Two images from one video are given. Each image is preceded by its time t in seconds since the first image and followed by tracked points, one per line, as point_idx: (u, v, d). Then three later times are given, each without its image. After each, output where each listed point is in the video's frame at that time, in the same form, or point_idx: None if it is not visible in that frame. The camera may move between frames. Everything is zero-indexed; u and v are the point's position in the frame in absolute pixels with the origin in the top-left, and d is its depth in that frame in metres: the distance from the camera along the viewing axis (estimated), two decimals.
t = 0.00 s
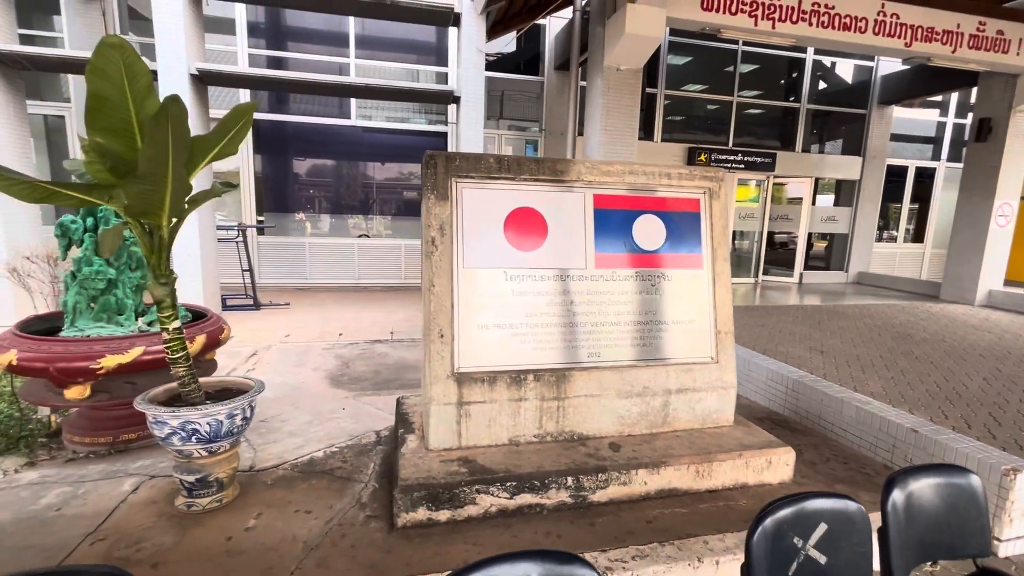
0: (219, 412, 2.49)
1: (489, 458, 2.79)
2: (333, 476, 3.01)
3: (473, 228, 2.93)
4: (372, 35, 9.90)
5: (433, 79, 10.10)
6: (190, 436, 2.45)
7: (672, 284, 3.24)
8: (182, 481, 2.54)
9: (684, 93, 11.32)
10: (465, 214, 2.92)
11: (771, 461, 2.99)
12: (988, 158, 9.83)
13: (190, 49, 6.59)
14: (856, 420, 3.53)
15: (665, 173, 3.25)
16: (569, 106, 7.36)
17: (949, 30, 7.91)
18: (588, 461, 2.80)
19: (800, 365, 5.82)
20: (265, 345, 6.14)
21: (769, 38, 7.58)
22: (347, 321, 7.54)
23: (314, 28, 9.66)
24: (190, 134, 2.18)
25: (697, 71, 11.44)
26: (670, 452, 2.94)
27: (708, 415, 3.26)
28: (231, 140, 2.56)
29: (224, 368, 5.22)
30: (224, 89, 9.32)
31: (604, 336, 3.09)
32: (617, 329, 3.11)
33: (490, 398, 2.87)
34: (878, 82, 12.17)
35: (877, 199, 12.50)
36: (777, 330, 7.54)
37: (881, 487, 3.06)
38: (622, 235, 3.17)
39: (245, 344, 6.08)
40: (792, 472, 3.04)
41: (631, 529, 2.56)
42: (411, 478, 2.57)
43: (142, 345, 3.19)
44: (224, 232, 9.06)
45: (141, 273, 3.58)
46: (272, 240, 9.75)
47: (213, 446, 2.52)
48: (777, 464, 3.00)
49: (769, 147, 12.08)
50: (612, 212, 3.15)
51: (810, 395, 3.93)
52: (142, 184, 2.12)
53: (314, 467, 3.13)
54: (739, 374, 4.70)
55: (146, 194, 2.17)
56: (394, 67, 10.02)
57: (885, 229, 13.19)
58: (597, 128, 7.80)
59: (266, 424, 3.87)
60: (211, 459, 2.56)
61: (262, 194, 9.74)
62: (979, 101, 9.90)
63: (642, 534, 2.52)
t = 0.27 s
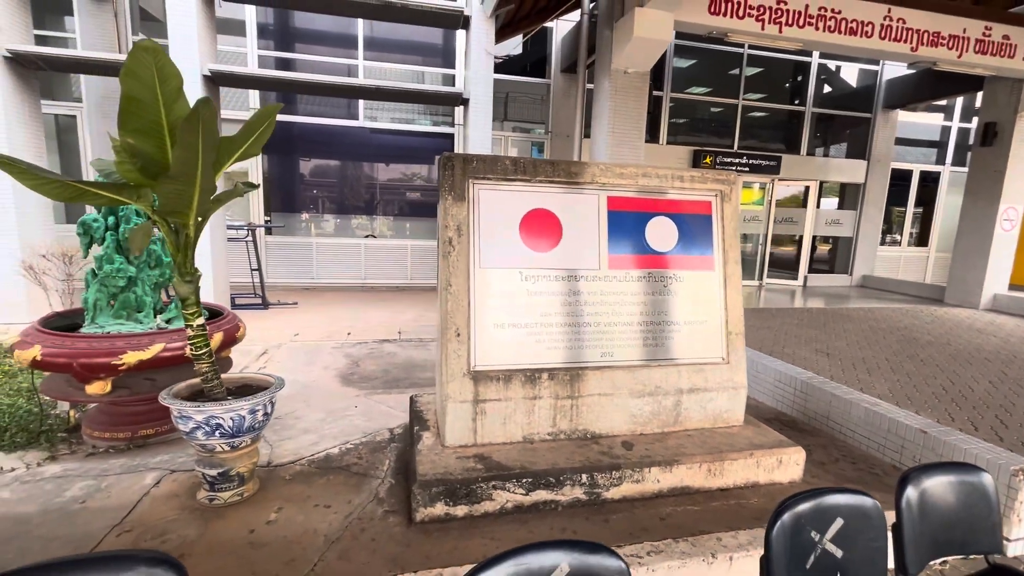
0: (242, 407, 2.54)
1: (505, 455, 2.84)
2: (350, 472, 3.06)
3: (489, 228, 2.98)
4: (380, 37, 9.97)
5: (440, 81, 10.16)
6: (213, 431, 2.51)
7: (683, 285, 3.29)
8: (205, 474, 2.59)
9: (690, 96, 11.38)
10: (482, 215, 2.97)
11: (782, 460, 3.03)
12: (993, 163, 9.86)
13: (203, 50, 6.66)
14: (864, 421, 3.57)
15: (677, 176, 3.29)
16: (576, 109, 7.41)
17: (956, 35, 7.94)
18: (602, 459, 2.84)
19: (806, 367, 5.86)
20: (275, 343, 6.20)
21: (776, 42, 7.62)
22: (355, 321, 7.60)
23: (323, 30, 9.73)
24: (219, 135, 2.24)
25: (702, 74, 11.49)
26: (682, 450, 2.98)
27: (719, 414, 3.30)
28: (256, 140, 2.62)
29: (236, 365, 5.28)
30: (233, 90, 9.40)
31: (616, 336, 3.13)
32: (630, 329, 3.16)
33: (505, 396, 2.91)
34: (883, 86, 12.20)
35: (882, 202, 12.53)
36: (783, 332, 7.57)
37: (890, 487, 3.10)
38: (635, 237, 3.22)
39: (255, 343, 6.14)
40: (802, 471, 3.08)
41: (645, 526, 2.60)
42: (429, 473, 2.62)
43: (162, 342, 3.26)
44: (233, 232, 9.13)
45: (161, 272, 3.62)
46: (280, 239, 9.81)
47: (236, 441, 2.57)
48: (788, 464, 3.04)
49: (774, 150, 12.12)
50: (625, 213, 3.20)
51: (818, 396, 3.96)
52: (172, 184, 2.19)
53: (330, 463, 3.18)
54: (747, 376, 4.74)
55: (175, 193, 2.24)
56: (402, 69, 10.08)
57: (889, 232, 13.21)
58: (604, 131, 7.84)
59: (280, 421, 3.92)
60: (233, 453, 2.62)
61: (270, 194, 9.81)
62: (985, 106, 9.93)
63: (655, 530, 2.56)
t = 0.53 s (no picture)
0: (265, 404, 2.58)
1: (522, 453, 2.87)
2: (367, 469, 3.09)
3: (507, 228, 3.02)
4: (390, 39, 10.03)
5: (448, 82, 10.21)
6: (237, 426, 2.55)
7: (698, 286, 3.31)
8: (228, 469, 2.63)
9: (697, 98, 11.40)
10: (500, 215, 3.01)
11: (797, 460, 3.05)
12: (1003, 166, 9.83)
13: (216, 52, 6.72)
14: (877, 422, 3.58)
15: (692, 178, 3.32)
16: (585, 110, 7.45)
17: (966, 38, 7.92)
18: (618, 457, 2.87)
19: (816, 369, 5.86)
20: (287, 342, 6.25)
21: (785, 45, 7.63)
22: (365, 320, 7.63)
23: (333, 31, 9.80)
24: (247, 137, 2.28)
25: (710, 76, 11.51)
26: (698, 450, 3.00)
27: (733, 415, 3.32)
28: (280, 141, 2.66)
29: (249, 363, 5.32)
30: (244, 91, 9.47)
31: (632, 336, 3.15)
32: (645, 330, 3.18)
33: (522, 394, 2.94)
34: (892, 89, 12.17)
35: (890, 205, 12.51)
36: (792, 335, 7.57)
37: (905, 488, 3.11)
38: (651, 238, 3.24)
39: (267, 341, 6.19)
40: (816, 472, 3.10)
41: (662, 524, 2.63)
42: (448, 470, 2.65)
43: (183, 339, 3.29)
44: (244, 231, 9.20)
45: (180, 270, 3.69)
46: (289, 239, 9.88)
47: (258, 436, 2.61)
48: (802, 464, 3.06)
49: (781, 152, 12.12)
50: (641, 215, 3.23)
51: (830, 398, 3.98)
52: (201, 183, 2.24)
53: (348, 460, 3.21)
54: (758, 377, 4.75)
55: (204, 193, 2.28)
56: (410, 70, 10.14)
57: (897, 235, 13.17)
58: (613, 132, 7.87)
59: (296, 419, 3.96)
60: (255, 449, 2.66)
61: (280, 194, 9.87)
62: (995, 109, 9.90)
63: (672, 528, 2.59)
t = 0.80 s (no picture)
0: (287, 404, 2.62)
1: (539, 456, 2.88)
2: (385, 469, 3.12)
3: (525, 232, 3.04)
4: (402, 43, 10.11)
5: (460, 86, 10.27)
6: (260, 427, 2.59)
7: (714, 291, 3.31)
8: (250, 469, 2.68)
9: (709, 101, 11.38)
10: (518, 219, 3.03)
11: (814, 466, 3.04)
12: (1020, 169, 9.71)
13: (234, 57, 6.82)
14: (895, 428, 3.56)
15: (709, 182, 3.32)
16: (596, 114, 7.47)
17: (983, 40, 7.83)
18: (635, 461, 2.88)
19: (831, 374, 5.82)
20: (301, 343, 6.31)
21: (798, 47, 7.61)
22: (377, 322, 7.69)
23: (346, 35, 9.90)
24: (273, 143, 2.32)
25: (721, 79, 11.48)
26: (714, 454, 3.01)
27: (750, 419, 3.31)
28: (303, 146, 2.71)
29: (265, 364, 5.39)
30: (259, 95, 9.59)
31: (648, 340, 3.16)
32: (661, 334, 3.19)
33: (538, 397, 2.96)
34: (906, 91, 12.07)
35: (904, 208, 12.40)
36: (804, 339, 7.52)
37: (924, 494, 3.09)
38: (668, 242, 3.25)
39: (282, 342, 6.26)
40: (833, 478, 3.09)
41: (679, 528, 2.63)
42: (467, 472, 2.68)
43: (204, 340, 3.35)
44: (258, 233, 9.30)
45: (201, 272, 3.76)
46: (302, 241, 9.98)
47: (280, 437, 2.66)
48: (819, 470, 3.05)
49: (793, 155, 12.06)
50: (658, 219, 3.24)
51: (846, 403, 3.96)
52: (229, 187, 2.29)
53: (366, 461, 3.25)
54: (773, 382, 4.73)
55: (231, 197, 2.33)
56: (422, 74, 10.21)
57: (911, 239, 13.05)
58: (625, 136, 7.87)
59: (312, 419, 4.00)
60: (277, 449, 2.70)
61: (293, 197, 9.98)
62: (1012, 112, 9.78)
63: (690, 532, 2.59)
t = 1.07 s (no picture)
0: (296, 405, 2.62)
1: (548, 459, 2.87)
2: (393, 471, 3.12)
3: (533, 233, 3.03)
4: (409, 44, 10.13)
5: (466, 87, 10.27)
6: (269, 428, 2.59)
7: (724, 293, 3.29)
8: (259, 470, 2.68)
9: (716, 102, 11.33)
10: (526, 221, 3.02)
11: (825, 471, 3.01)
12: None
13: (242, 58, 6.84)
14: (907, 433, 3.55)
15: (719, 184, 3.30)
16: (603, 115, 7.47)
17: (995, 41, 7.73)
18: (644, 464, 2.85)
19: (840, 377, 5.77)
20: (307, 343, 6.32)
21: (807, 47, 7.55)
22: (383, 322, 7.69)
23: (353, 37, 9.93)
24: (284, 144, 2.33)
25: (729, 80, 11.43)
26: (724, 458, 2.98)
27: (759, 423, 3.28)
28: (312, 148, 2.71)
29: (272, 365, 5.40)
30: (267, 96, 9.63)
31: (657, 343, 3.14)
32: (671, 336, 3.17)
33: (547, 400, 2.94)
34: (916, 91, 11.97)
35: (913, 210, 12.30)
36: (813, 341, 7.46)
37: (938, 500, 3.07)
38: (678, 244, 3.23)
39: (289, 343, 6.27)
40: (845, 483, 3.06)
41: (689, 532, 2.61)
42: (475, 475, 2.66)
43: (213, 341, 3.36)
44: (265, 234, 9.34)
45: (210, 272, 3.79)
46: (309, 241, 10.01)
47: (289, 438, 2.66)
48: (831, 475, 3.02)
49: (801, 156, 11.99)
50: (668, 221, 3.22)
51: (857, 407, 3.94)
52: (239, 188, 2.29)
53: (373, 462, 3.24)
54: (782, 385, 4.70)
55: (242, 199, 2.34)
56: (428, 75, 10.23)
57: (920, 241, 12.93)
58: (632, 136, 7.83)
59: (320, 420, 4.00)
60: (286, 450, 2.70)
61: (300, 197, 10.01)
62: None
63: (700, 537, 2.57)
